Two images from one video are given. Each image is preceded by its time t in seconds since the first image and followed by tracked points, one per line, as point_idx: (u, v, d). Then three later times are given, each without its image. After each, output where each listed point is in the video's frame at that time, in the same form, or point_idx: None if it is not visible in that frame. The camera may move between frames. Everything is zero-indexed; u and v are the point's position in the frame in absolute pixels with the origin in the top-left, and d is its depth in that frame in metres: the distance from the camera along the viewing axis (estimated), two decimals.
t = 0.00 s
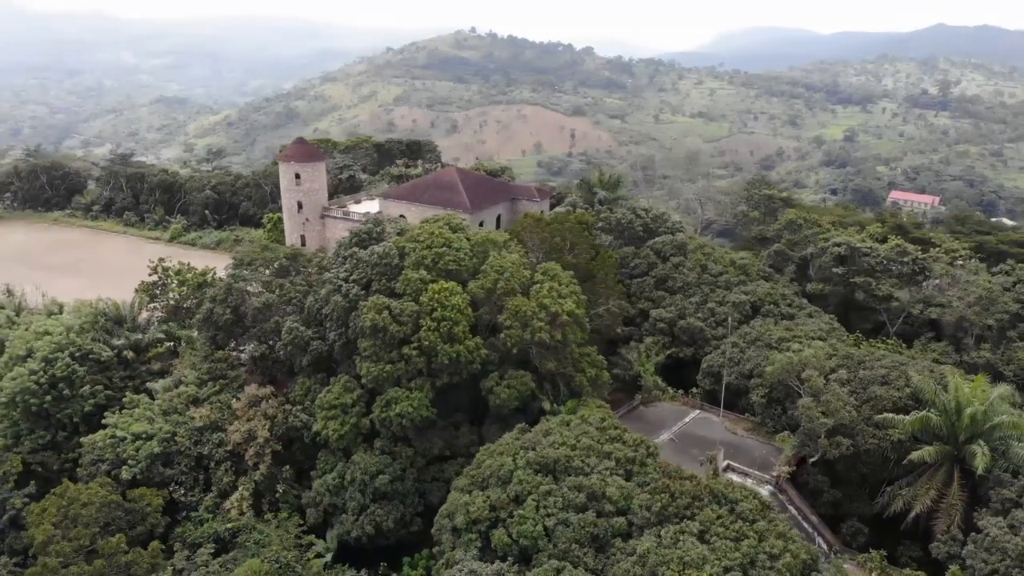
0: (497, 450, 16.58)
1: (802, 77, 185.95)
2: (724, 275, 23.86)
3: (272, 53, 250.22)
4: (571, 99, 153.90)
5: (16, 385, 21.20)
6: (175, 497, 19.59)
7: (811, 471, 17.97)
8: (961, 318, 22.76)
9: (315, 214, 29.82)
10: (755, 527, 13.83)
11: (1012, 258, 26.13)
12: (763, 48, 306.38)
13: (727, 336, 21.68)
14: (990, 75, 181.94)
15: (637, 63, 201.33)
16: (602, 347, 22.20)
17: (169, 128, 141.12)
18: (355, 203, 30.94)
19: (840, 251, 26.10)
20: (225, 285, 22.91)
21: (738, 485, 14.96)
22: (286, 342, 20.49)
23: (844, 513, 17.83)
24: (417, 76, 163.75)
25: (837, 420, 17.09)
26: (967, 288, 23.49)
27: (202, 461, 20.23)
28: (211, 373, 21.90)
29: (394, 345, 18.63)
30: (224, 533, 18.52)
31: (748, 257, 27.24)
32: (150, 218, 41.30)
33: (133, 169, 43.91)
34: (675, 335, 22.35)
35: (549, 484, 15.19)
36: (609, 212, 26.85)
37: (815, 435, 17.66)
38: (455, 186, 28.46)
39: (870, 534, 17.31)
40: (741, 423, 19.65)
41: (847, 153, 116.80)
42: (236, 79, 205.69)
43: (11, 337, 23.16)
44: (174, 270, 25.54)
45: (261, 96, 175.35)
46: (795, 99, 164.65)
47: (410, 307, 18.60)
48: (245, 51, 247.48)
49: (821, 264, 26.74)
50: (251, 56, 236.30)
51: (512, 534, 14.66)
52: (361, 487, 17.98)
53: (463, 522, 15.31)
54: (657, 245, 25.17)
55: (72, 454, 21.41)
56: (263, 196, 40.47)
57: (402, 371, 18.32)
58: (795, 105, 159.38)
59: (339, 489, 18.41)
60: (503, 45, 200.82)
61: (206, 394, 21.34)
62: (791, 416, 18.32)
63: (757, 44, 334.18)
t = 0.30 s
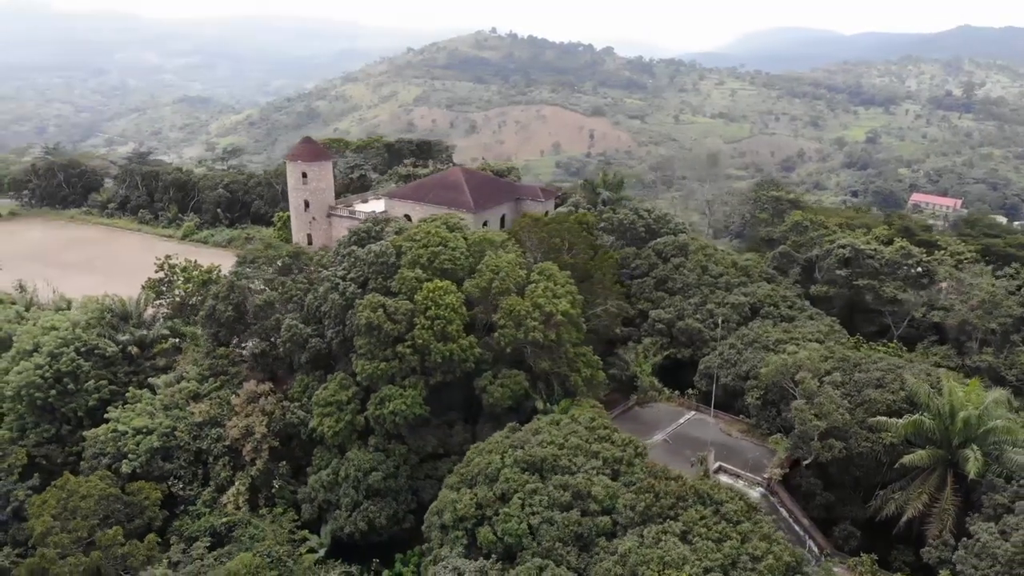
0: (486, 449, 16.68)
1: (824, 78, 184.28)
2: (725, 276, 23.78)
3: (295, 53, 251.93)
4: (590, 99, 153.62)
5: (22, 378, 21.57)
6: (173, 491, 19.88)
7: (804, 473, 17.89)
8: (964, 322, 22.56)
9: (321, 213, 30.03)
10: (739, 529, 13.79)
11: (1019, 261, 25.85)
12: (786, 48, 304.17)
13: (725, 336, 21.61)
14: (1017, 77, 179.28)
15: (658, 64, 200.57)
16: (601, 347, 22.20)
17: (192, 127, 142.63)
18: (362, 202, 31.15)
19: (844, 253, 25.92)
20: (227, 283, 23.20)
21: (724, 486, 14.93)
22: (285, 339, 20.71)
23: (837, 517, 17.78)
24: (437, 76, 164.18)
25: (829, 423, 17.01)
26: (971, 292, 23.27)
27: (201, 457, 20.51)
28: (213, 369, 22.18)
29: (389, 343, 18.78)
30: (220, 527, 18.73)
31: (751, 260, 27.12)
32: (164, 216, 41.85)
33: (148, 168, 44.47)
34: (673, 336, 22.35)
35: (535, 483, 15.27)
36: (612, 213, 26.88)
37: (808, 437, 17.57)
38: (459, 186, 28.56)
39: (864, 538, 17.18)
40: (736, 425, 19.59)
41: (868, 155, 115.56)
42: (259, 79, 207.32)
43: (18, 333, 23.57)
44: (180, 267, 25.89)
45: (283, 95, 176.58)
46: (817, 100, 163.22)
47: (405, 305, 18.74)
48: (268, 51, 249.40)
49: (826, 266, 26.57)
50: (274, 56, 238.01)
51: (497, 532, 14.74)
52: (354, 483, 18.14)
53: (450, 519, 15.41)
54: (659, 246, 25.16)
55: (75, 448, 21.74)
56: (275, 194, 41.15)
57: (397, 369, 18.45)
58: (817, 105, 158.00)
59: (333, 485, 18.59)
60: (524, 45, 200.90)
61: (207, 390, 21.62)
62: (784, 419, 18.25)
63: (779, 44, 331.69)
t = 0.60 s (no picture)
0: (474, 447, 16.77)
1: (843, 78, 182.79)
2: (723, 276, 23.76)
3: (314, 54, 253.17)
4: (607, 99, 153.32)
5: (25, 373, 21.90)
6: (170, 486, 20.13)
7: (795, 475, 17.85)
8: (963, 325, 22.40)
9: (325, 212, 30.24)
10: (720, 531, 13.76)
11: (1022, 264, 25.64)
12: (806, 48, 302.10)
13: (721, 337, 21.56)
14: None
15: (676, 64, 199.82)
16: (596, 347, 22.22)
17: (211, 126, 143.86)
18: (366, 202, 31.35)
19: (845, 254, 25.77)
20: (227, 282, 23.45)
21: (709, 486, 14.92)
22: (281, 336, 20.89)
23: (827, 519, 17.75)
24: (454, 76, 164.50)
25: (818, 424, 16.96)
26: (971, 294, 23.10)
27: (198, 452, 20.74)
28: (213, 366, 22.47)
29: (382, 341, 18.92)
30: (214, 522, 18.98)
31: (752, 261, 27.02)
32: (175, 214, 42.27)
33: (160, 166, 44.95)
34: (669, 336, 22.36)
35: (519, 482, 15.37)
36: (612, 214, 26.92)
37: (798, 439, 17.51)
38: (462, 186, 28.65)
39: (854, 543, 17.09)
40: (730, 427, 19.56)
41: (886, 156, 114.41)
42: (278, 79, 208.64)
43: (23, 329, 23.93)
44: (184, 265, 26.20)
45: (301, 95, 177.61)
46: (835, 100, 161.98)
47: (397, 304, 18.88)
48: (287, 51, 251.11)
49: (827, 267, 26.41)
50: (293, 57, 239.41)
51: (481, 529, 14.83)
52: (346, 480, 18.25)
53: (435, 517, 15.50)
54: (657, 246, 25.18)
55: (77, 442, 22.04)
56: (284, 194, 41.50)
57: (389, 367, 18.58)
58: (835, 106, 156.78)
59: (325, 481, 18.73)
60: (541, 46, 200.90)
61: (206, 386, 21.85)
62: (776, 419, 18.20)
63: (798, 45, 329.66)
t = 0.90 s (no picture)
0: (460, 444, 16.89)
1: (866, 79, 180.93)
2: (720, 277, 23.70)
3: (336, 54, 254.46)
4: (626, 99, 152.90)
5: (28, 367, 22.29)
6: (166, 480, 20.43)
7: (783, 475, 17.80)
8: (963, 328, 22.17)
9: (330, 210, 30.50)
10: (698, 529, 13.77)
11: None
12: (829, 48, 299.56)
13: (716, 337, 21.51)
14: None
15: (696, 63, 198.82)
16: (591, 347, 22.25)
17: (232, 125, 145.09)
18: (371, 200, 31.58)
19: (847, 255, 25.62)
20: (227, 279, 23.73)
21: (690, 485, 14.92)
22: (278, 332, 21.15)
23: (815, 521, 17.67)
24: (473, 76, 164.74)
25: (806, 426, 16.89)
26: (972, 295, 22.88)
27: (195, 447, 21.04)
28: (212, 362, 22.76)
29: (374, 338, 19.06)
30: (208, 515, 19.23)
31: (752, 262, 26.91)
32: (186, 212, 42.77)
33: (174, 165, 45.49)
34: (664, 336, 22.35)
35: (502, 478, 15.46)
36: (612, 213, 26.96)
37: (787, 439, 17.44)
38: (464, 185, 28.77)
39: (842, 546, 17.00)
40: (721, 427, 19.53)
41: (907, 157, 113.03)
42: (300, 79, 209.92)
43: (29, 323, 24.35)
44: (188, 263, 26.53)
45: (322, 95, 178.67)
46: (857, 100, 160.40)
47: (389, 302, 19.04)
48: (309, 52, 252.62)
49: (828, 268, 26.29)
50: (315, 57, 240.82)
51: (462, 526, 14.93)
52: (337, 475, 18.42)
53: (419, 513, 15.62)
54: (656, 246, 25.19)
55: (79, 435, 22.43)
56: (294, 192, 41.87)
57: (380, 364, 18.71)
58: (857, 106, 155.22)
59: (317, 477, 18.94)
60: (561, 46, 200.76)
61: (205, 382, 22.12)
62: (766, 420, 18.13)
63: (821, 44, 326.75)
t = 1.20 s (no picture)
0: (448, 440, 17.02)
1: (887, 79, 179.41)
2: (718, 276, 23.64)
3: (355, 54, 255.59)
4: (642, 99, 152.46)
5: (31, 361, 22.67)
6: (164, 473, 20.72)
7: (773, 475, 17.78)
8: (962, 331, 22.02)
9: (333, 209, 30.71)
10: (679, 526, 13.76)
11: None
12: (850, 48, 297.49)
13: (711, 336, 21.48)
14: None
15: (714, 64, 197.96)
16: (587, 346, 22.31)
17: (251, 125, 146.01)
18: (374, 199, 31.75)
19: (847, 256, 25.51)
20: (227, 275, 24.00)
21: (673, 483, 14.94)
22: (275, 328, 21.42)
23: (804, 521, 17.66)
24: (490, 76, 164.89)
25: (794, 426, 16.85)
26: (972, 295, 22.71)
27: (193, 441, 21.30)
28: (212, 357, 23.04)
29: (367, 334, 19.21)
30: (203, 508, 19.48)
31: (752, 261, 26.87)
32: (197, 210, 43.19)
33: (185, 163, 45.94)
34: (660, 336, 22.37)
35: (487, 475, 15.57)
36: (613, 214, 27.03)
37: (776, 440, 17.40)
38: (466, 184, 28.87)
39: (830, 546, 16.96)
40: (713, 427, 19.52)
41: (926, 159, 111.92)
42: (318, 79, 210.95)
43: (34, 318, 24.74)
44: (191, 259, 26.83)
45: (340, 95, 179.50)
46: (877, 101, 159.00)
47: (382, 299, 19.20)
48: (329, 53, 253.84)
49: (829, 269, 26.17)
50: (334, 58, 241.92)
51: (446, 521, 15.05)
52: (329, 470, 18.61)
53: (405, 508, 15.77)
54: (655, 246, 25.23)
55: (81, 428, 22.78)
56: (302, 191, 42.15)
57: (373, 360, 18.86)
58: (877, 107, 153.93)
59: (310, 471, 19.14)
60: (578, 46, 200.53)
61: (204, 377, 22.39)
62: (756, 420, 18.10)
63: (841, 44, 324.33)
